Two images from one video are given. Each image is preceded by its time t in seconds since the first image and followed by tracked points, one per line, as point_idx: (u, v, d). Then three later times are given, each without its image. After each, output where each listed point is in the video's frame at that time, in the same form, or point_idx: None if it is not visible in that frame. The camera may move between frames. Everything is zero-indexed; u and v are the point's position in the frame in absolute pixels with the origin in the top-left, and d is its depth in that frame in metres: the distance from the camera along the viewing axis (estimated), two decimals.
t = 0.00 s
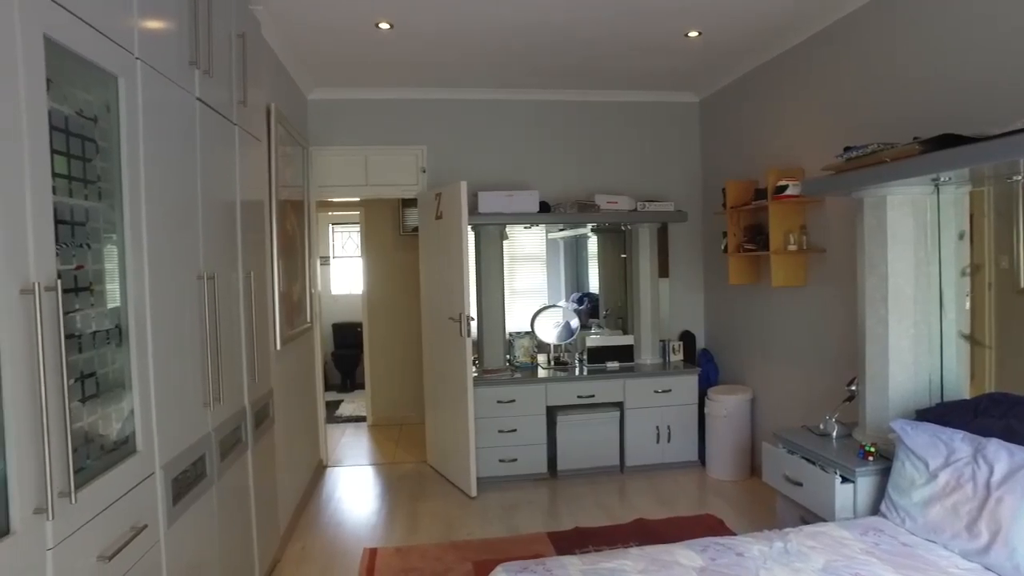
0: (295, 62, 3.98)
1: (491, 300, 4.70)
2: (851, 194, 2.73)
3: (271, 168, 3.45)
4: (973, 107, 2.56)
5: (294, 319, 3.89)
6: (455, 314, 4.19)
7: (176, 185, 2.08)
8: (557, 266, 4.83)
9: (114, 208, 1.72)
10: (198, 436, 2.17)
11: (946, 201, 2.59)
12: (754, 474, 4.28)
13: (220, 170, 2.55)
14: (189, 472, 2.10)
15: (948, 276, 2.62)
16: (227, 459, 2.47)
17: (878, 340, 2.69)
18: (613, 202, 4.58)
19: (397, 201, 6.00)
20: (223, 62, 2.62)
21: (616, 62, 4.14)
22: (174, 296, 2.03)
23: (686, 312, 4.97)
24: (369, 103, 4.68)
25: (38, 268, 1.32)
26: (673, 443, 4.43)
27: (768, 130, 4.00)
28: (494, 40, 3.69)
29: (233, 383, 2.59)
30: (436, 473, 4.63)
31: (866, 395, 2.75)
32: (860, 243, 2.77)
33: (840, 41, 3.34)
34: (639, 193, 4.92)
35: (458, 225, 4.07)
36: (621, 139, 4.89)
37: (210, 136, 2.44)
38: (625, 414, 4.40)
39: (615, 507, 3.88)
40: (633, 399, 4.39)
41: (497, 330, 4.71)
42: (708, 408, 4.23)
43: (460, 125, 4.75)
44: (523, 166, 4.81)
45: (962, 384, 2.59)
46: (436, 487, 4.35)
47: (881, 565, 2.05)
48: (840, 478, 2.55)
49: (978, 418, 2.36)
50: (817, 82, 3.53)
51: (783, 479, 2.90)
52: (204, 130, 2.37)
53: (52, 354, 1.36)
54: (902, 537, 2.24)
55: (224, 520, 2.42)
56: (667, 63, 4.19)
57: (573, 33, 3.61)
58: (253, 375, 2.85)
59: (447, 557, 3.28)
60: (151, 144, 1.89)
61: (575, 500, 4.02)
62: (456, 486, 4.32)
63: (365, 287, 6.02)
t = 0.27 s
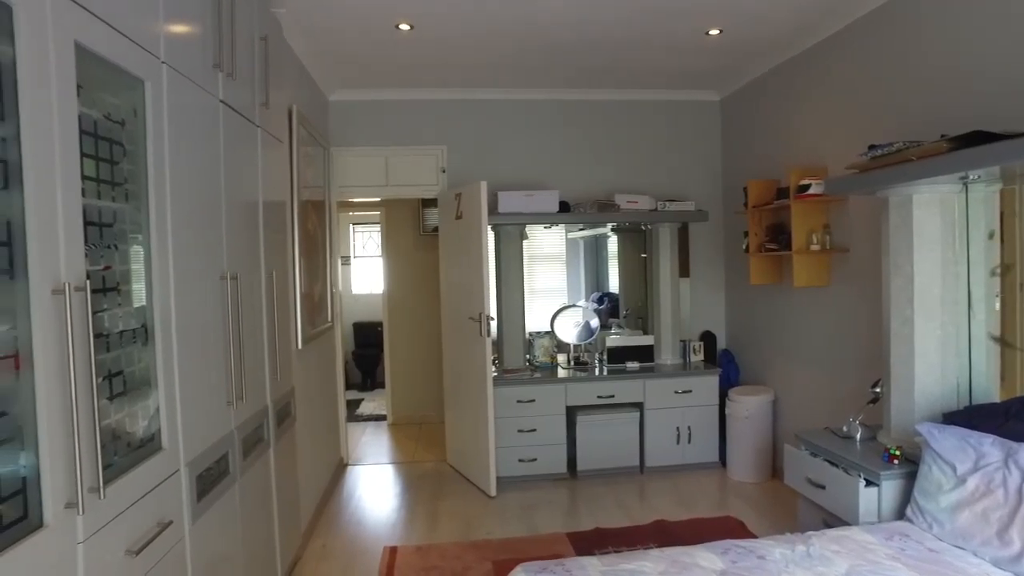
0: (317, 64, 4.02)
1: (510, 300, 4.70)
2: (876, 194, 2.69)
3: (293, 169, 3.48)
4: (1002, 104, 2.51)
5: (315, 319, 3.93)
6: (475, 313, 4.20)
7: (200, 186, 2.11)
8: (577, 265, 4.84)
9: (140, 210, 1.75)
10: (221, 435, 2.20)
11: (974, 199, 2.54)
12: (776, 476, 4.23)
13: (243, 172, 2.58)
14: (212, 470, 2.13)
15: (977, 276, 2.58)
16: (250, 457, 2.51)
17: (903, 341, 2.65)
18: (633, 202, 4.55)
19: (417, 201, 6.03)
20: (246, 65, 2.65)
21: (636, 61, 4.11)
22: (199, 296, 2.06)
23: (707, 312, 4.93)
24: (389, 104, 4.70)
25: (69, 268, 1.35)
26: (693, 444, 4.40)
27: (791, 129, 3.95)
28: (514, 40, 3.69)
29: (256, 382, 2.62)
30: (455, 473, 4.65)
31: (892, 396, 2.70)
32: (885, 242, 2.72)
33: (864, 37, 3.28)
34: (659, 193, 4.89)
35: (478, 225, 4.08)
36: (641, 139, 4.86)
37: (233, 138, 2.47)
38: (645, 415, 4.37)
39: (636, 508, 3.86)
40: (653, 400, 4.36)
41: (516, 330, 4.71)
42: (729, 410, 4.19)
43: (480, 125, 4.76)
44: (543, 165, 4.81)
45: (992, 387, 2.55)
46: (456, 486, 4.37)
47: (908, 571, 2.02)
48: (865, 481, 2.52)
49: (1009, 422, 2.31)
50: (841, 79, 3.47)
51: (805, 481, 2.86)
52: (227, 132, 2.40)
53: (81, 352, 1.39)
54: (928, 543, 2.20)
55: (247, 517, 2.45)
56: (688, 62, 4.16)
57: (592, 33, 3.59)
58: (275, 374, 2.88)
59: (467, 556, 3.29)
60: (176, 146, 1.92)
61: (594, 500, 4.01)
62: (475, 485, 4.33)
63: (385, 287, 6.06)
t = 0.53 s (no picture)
0: (336, 65, 4.05)
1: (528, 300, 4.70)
2: (900, 192, 2.65)
3: (313, 170, 3.51)
4: None
5: (335, 318, 3.97)
6: (494, 313, 4.21)
7: (222, 186, 2.14)
8: (594, 263, 4.81)
9: (164, 210, 1.78)
10: (242, 432, 2.23)
11: (1002, 198, 2.51)
12: (796, 478, 4.19)
13: (264, 172, 2.61)
14: (234, 467, 2.15)
15: (1004, 277, 2.53)
16: (271, 455, 2.54)
17: (928, 342, 2.61)
18: (652, 201, 4.53)
19: (435, 200, 6.05)
20: (266, 67, 2.67)
21: (655, 60, 4.09)
22: (220, 295, 2.08)
23: (726, 312, 4.89)
24: (408, 104, 4.73)
25: (96, 268, 1.37)
26: (713, 444, 4.37)
27: (812, 127, 3.90)
28: (532, 39, 3.68)
29: (276, 381, 2.65)
30: (473, 472, 4.66)
31: (916, 398, 2.66)
32: (908, 241, 2.68)
33: (887, 34, 3.23)
34: (678, 192, 4.86)
35: (496, 225, 4.08)
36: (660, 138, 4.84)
37: (254, 139, 2.50)
38: (663, 415, 4.35)
39: (654, 508, 3.84)
40: (672, 400, 4.34)
41: (534, 329, 4.71)
42: (749, 411, 4.16)
43: (498, 125, 4.76)
44: (561, 165, 4.80)
45: (1019, 390, 2.50)
46: (474, 485, 4.38)
47: None
48: (887, 484, 2.48)
49: None
50: (863, 76, 3.42)
51: (826, 483, 2.83)
52: (248, 132, 2.44)
53: (107, 351, 1.41)
54: (954, 549, 2.17)
55: (267, 514, 2.48)
56: (707, 60, 4.13)
57: (610, 32, 3.58)
58: (295, 373, 2.91)
59: (484, 555, 3.30)
60: (198, 147, 1.95)
61: (612, 500, 4.00)
62: (493, 484, 4.34)
63: (404, 286, 6.09)
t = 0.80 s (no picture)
0: (356, 66, 4.08)
1: (548, 299, 4.69)
2: (926, 191, 2.60)
3: (333, 170, 3.54)
4: None
5: (355, 318, 4.00)
6: (513, 313, 4.21)
7: (245, 187, 2.17)
8: (615, 263, 4.82)
9: (188, 211, 1.81)
10: (264, 431, 2.26)
11: None
12: (819, 481, 4.13)
13: (285, 173, 2.64)
14: (255, 465, 2.18)
15: None
16: (292, 453, 2.56)
17: (955, 343, 2.56)
18: (672, 201, 4.50)
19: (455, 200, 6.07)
20: (288, 69, 2.71)
21: (676, 58, 4.07)
22: (243, 294, 2.11)
23: (747, 312, 4.84)
24: (428, 105, 4.75)
25: (123, 268, 1.40)
26: (733, 446, 4.33)
27: (835, 124, 3.85)
28: (551, 39, 3.68)
29: (297, 380, 2.67)
30: (492, 471, 4.67)
31: (943, 400, 2.61)
32: (935, 241, 2.64)
33: (912, 30, 3.18)
34: (699, 191, 4.82)
35: (515, 224, 4.09)
36: (680, 137, 4.80)
37: (276, 141, 2.53)
38: (683, 416, 4.32)
39: (674, 509, 3.82)
40: (692, 400, 4.30)
41: (553, 329, 4.71)
42: (770, 412, 4.11)
43: (517, 125, 4.77)
44: (580, 165, 4.79)
45: None
46: (493, 485, 4.38)
47: None
48: (913, 489, 2.44)
49: None
50: (888, 73, 3.37)
51: (850, 487, 2.80)
52: (271, 134, 2.47)
53: (133, 349, 1.44)
54: (983, 555, 2.12)
55: (289, 511, 2.50)
56: (728, 58, 4.09)
57: (630, 31, 3.57)
58: (316, 372, 2.94)
59: (503, 555, 3.31)
60: (221, 148, 1.97)
61: (632, 501, 3.98)
62: (512, 484, 4.34)
63: (423, 285, 6.11)
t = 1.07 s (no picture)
0: (376, 68, 4.11)
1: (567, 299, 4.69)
2: (953, 190, 2.56)
3: (354, 171, 3.57)
4: None
5: (375, 317, 4.03)
6: (532, 313, 4.21)
7: (266, 188, 2.19)
8: (634, 260, 4.78)
9: (211, 213, 1.83)
10: (285, 430, 2.28)
11: None
12: (841, 484, 4.08)
13: (306, 175, 2.67)
14: (277, 464, 2.20)
15: None
16: (313, 452, 2.59)
17: (983, 345, 2.51)
18: (693, 200, 4.46)
19: (474, 200, 6.08)
20: (309, 71, 2.73)
21: (696, 57, 4.04)
22: (264, 294, 2.13)
23: (769, 313, 4.79)
24: (447, 105, 4.77)
25: (148, 270, 1.42)
26: (754, 447, 4.29)
27: (859, 122, 3.79)
28: (570, 39, 3.68)
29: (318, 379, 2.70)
30: (511, 471, 4.68)
31: (971, 403, 2.56)
32: (963, 241, 2.59)
33: (938, 26, 3.12)
34: (719, 190, 4.78)
35: (535, 225, 4.08)
36: (701, 136, 4.77)
37: (297, 142, 2.55)
38: (703, 417, 4.29)
39: (694, 511, 3.79)
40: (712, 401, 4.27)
41: (573, 329, 4.70)
42: (792, 414, 4.06)
43: (536, 125, 4.77)
44: (599, 164, 4.78)
45: None
46: (512, 485, 4.39)
47: None
48: (940, 494, 2.40)
49: None
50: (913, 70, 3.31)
51: (874, 490, 2.75)
52: (292, 135, 2.49)
53: (157, 349, 1.46)
54: (1013, 563, 2.08)
55: (309, 509, 2.53)
56: (750, 57, 4.05)
57: (650, 30, 3.55)
58: (336, 372, 2.96)
59: (521, 555, 3.31)
60: (243, 150, 2.00)
61: (651, 502, 3.96)
62: (531, 484, 4.34)
63: (443, 285, 6.13)
